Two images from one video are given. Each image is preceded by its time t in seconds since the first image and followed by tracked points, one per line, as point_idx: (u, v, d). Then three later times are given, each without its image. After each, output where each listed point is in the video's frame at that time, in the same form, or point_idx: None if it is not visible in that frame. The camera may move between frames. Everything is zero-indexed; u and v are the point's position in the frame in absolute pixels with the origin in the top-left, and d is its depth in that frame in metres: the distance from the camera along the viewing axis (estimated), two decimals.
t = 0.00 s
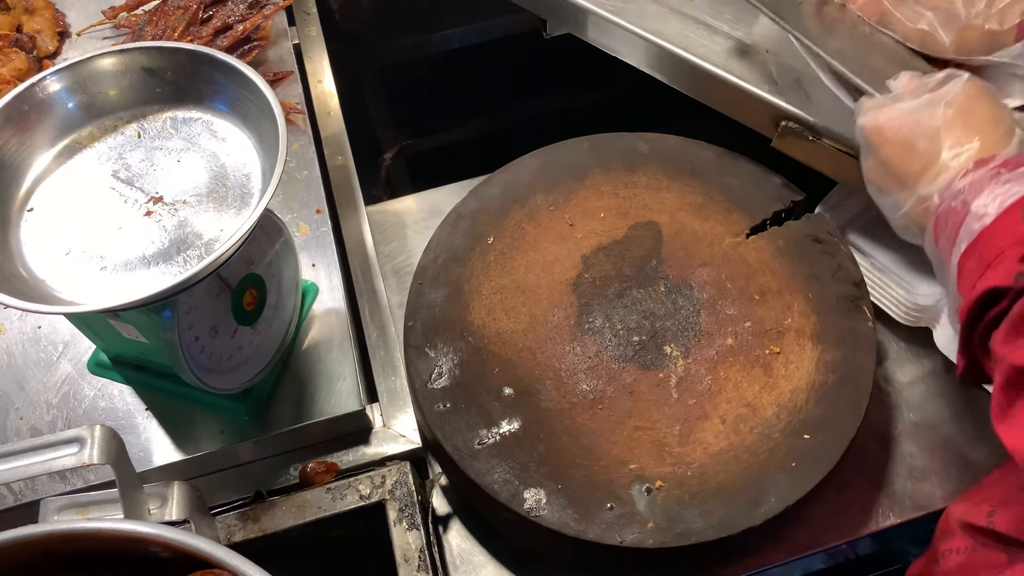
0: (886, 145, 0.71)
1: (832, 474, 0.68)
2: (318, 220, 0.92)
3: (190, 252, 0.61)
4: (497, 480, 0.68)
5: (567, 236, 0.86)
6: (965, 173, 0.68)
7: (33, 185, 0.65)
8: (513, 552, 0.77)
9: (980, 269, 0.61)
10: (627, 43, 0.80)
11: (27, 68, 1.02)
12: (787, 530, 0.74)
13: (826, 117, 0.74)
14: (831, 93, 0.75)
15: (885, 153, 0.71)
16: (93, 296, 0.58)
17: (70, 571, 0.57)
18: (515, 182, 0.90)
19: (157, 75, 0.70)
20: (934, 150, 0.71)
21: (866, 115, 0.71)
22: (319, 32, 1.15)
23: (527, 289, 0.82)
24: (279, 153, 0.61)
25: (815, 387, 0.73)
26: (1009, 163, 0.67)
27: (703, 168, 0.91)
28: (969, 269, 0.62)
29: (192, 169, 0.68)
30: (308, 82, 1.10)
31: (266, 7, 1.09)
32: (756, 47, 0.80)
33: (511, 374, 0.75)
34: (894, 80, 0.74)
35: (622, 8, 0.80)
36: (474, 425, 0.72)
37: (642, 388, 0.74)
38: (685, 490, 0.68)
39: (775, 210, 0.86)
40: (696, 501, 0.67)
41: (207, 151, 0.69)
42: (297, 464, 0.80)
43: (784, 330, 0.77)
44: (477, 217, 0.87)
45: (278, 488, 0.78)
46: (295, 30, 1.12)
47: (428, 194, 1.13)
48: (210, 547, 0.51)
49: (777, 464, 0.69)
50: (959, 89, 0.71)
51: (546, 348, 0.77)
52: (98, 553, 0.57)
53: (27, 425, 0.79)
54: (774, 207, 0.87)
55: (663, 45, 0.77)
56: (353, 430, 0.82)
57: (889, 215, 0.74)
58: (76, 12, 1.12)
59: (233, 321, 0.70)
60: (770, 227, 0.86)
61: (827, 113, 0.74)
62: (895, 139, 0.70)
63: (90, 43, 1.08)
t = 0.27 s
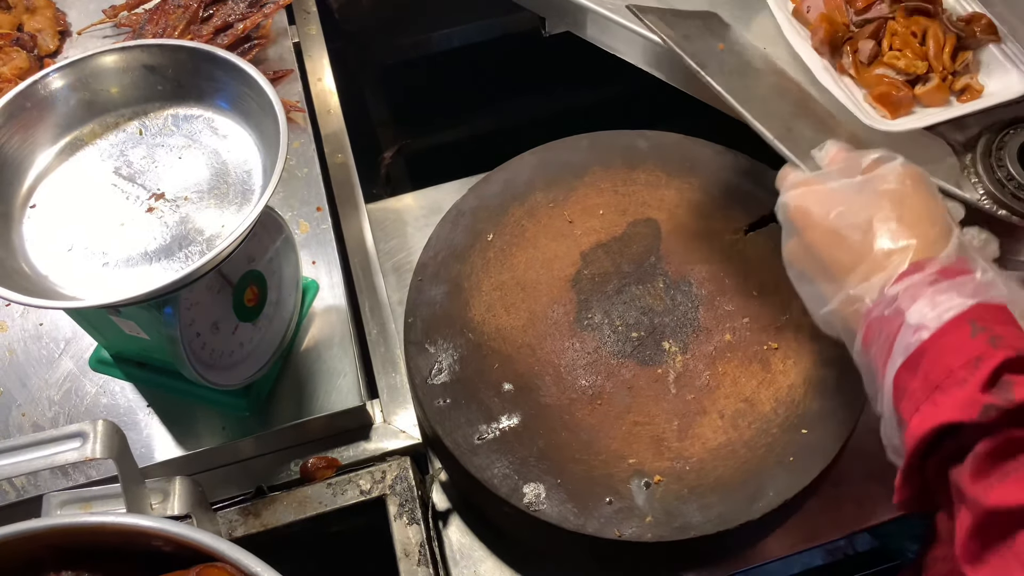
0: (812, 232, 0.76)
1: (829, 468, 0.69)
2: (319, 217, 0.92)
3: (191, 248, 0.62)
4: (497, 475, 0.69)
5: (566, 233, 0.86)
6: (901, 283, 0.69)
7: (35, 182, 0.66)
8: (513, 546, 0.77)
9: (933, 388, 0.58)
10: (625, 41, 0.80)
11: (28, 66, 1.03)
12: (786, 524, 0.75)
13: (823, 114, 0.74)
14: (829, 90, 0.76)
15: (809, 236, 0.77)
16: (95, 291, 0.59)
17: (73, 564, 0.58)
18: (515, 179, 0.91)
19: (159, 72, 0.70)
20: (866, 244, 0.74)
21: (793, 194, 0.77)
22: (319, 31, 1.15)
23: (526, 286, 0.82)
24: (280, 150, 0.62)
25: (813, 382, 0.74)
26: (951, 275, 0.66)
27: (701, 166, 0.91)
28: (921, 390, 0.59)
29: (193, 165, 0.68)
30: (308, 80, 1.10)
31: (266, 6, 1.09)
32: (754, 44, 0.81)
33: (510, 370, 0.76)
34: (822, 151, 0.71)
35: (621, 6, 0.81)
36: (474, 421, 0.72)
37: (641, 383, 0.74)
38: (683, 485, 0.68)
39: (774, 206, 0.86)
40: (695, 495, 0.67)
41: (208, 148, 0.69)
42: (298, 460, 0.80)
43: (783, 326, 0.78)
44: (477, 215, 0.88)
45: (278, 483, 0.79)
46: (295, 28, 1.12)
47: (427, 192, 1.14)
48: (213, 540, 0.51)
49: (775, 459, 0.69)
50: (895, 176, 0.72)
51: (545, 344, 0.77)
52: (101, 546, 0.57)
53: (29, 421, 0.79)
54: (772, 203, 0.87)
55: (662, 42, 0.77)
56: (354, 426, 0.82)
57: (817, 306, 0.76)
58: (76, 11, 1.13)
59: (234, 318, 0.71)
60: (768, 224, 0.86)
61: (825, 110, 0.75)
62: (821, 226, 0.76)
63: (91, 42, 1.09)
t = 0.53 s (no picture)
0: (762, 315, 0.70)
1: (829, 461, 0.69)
2: (320, 214, 0.93)
3: (195, 243, 0.62)
4: (499, 468, 0.69)
5: (567, 229, 0.87)
6: (900, 422, 0.58)
7: (40, 176, 0.66)
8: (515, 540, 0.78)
9: (957, 504, 0.48)
10: (626, 37, 0.81)
11: (30, 64, 1.03)
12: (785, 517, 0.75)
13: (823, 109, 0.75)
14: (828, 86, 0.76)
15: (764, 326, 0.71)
16: (99, 285, 0.59)
17: (79, 558, 0.58)
18: (516, 175, 0.91)
19: (162, 68, 0.71)
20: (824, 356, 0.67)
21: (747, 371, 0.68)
22: (320, 28, 1.15)
23: (528, 281, 0.83)
24: (283, 145, 0.62)
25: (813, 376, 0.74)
26: (940, 398, 0.59)
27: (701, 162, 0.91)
28: (942, 504, 0.49)
29: (196, 161, 0.68)
30: (310, 77, 1.11)
31: (267, 4, 1.10)
32: (753, 41, 0.81)
33: (511, 364, 0.76)
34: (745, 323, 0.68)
35: (621, 2, 0.81)
36: (476, 415, 0.73)
37: (641, 377, 0.75)
38: (684, 478, 0.68)
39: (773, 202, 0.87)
40: (696, 488, 0.68)
41: (211, 143, 0.70)
42: (301, 454, 0.81)
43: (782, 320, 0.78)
44: (479, 210, 0.88)
45: (281, 477, 0.80)
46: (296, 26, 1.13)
47: (429, 189, 1.15)
48: (219, 533, 0.51)
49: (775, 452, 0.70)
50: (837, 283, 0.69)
51: (547, 339, 0.78)
52: (106, 540, 0.57)
53: (33, 417, 0.80)
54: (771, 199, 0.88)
55: (661, 39, 0.77)
56: (356, 420, 0.82)
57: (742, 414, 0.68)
58: (78, 9, 1.13)
59: (237, 313, 0.71)
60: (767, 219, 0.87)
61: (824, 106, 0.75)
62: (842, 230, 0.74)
63: (93, 40, 1.09)
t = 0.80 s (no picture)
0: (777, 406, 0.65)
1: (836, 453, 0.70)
2: (326, 209, 0.93)
3: (205, 237, 0.62)
4: (507, 461, 0.69)
5: (573, 224, 0.87)
6: (875, 486, 0.56)
7: (51, 169, 0.66)
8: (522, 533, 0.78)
9: (924, 560, 0.47)
10: (631, 33, 0.81)
11: (35, 62, 1.04)
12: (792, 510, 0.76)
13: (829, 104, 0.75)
14: (833, 80, 0.76)
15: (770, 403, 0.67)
16: (110, 279, 0.59)
17: (91, 550, 0.58)
18: (522, 171, 0.91)
19: (171, 63, 0.71)
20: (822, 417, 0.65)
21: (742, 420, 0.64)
22: (325, 25, 1.16)
23: (535, 276, 0.83)
24: (293, 139, 0.62)
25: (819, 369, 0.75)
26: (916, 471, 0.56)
27: (707, 157, 0.92)
28: (908, 559, 0.49)
29: (205, 155, 0.69)
30: (315, 74, 1.11)
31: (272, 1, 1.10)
32: (759, 36, 0.81)
33: (519, 358, 0.76)
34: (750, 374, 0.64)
35: None
36: (484, 408, 0.73)
37: (649, 370, 0.75)
38: (692, 470, 0.69)
39: (779, 197, 0.87)
40: (703, 481, 0.68)
41: (220, 138, 0.70)
42: (309, 448, 0.81)
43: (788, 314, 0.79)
44: (485, 205, 0.88)
45: (290, 471, 0.80)
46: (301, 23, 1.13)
47: (433, 186, 1.15)
48: (232, 524, 0.52)
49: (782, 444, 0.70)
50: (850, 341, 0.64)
51: (554, 333, 0.78)
52: (119, 532, 0.57)
53: (41, 412, 0.80)
54: (777, 193, 0.88)
55: (667, 34, 0.78)
56: (363, 414, 0.83)
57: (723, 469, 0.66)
58: (83, 6, 1.13)
59: (246, 308, 0.71)
60: (773, 214, 0.88)
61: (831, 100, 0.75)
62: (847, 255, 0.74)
63: (98, 37, 1.09)
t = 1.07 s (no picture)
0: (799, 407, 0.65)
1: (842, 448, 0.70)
2: (331, 206, 0.93)
3: (213, 232, 0.63)
4: (514, 457, 0.69)
5: (579, 220, 0.87)
6: (891, 498, 0.56)
7: (59, 165, 0.66)
8: (529, 529, 0.79)
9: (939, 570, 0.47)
10: (636, 29, 0.81)
11: (40, 59, 1.04)
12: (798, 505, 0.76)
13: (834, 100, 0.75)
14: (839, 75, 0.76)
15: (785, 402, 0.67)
16: (117, 274, 0.59)
17: (100, 545, 0.58)
18: (527, 167, 0.92)
19: (177, 59, 0.71)
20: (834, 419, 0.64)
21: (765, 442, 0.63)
22: (328, 23, 1.16)
23: (540, 272, 0.83)
24: (300, 134, 0.62)
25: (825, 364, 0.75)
26: (930, 486, 0.56)
27: (712, 153, 0.92)
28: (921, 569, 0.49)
29: (212, 151, 0.69)
30: (318, 72, 1.11)
31: None
32: (763, 32, 0.81)
33: (525, 354, 0.77)
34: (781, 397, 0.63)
35: None
36: (490, 404, 0.73)
37: (654, 365, 0.75)
38: (698, 465, 0.69)
39: (784, 193, 0.88)
40: (710, 476, 0.68)
41: (227, 133, 0.70)
42: (315, 444, 0.81)
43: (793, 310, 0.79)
44: (490, 202, 0.88)
45: (296, 467, 0.80)
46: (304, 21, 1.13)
47: (438, 183, 1.15)
48: (241, 519, 0.52)
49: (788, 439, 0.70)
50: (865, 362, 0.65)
51: (559, 328, 0.78)
52: (127, 527, 0.57)
53: (47, 408, 0.80)
54: (782, 189, 0.88)
55: (672, 30, 0.78)
56: (369, 411, 0.83)
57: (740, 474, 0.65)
58: (87, 4, 1.13)
59: (252, 304, 0.71)
60: (778, 210, 0.88)
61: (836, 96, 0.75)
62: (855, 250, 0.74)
63: (102, 35, 1.09)
